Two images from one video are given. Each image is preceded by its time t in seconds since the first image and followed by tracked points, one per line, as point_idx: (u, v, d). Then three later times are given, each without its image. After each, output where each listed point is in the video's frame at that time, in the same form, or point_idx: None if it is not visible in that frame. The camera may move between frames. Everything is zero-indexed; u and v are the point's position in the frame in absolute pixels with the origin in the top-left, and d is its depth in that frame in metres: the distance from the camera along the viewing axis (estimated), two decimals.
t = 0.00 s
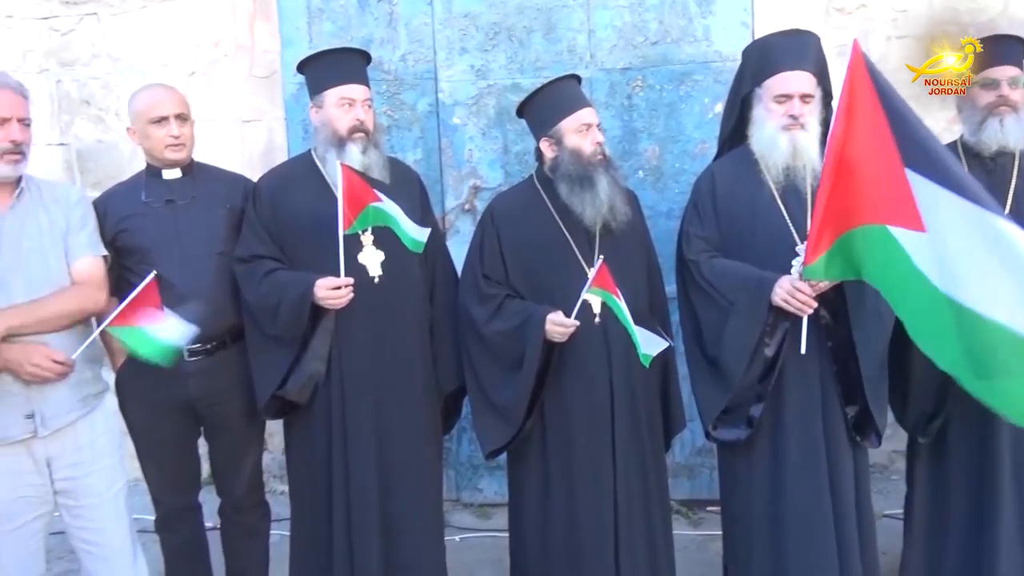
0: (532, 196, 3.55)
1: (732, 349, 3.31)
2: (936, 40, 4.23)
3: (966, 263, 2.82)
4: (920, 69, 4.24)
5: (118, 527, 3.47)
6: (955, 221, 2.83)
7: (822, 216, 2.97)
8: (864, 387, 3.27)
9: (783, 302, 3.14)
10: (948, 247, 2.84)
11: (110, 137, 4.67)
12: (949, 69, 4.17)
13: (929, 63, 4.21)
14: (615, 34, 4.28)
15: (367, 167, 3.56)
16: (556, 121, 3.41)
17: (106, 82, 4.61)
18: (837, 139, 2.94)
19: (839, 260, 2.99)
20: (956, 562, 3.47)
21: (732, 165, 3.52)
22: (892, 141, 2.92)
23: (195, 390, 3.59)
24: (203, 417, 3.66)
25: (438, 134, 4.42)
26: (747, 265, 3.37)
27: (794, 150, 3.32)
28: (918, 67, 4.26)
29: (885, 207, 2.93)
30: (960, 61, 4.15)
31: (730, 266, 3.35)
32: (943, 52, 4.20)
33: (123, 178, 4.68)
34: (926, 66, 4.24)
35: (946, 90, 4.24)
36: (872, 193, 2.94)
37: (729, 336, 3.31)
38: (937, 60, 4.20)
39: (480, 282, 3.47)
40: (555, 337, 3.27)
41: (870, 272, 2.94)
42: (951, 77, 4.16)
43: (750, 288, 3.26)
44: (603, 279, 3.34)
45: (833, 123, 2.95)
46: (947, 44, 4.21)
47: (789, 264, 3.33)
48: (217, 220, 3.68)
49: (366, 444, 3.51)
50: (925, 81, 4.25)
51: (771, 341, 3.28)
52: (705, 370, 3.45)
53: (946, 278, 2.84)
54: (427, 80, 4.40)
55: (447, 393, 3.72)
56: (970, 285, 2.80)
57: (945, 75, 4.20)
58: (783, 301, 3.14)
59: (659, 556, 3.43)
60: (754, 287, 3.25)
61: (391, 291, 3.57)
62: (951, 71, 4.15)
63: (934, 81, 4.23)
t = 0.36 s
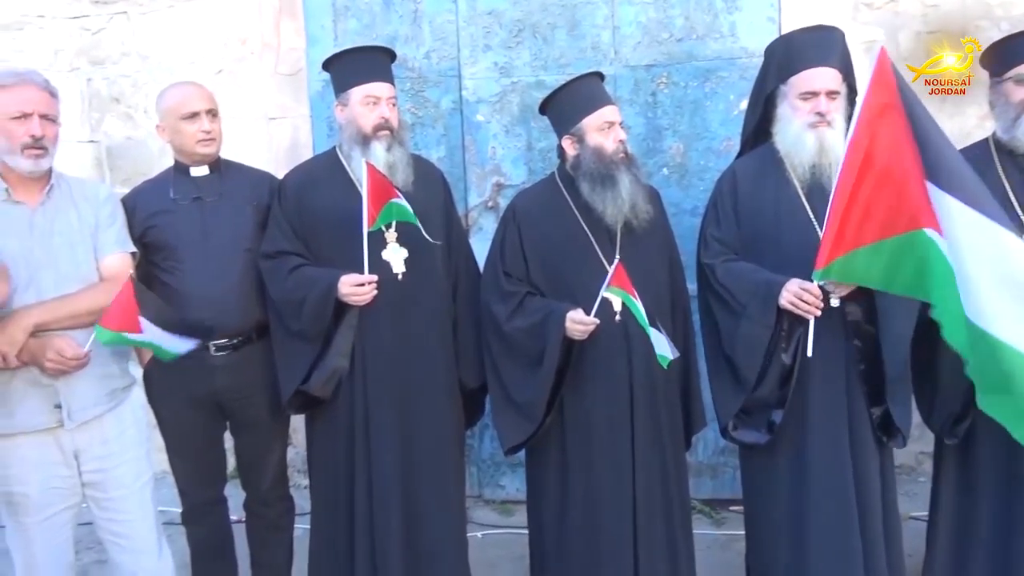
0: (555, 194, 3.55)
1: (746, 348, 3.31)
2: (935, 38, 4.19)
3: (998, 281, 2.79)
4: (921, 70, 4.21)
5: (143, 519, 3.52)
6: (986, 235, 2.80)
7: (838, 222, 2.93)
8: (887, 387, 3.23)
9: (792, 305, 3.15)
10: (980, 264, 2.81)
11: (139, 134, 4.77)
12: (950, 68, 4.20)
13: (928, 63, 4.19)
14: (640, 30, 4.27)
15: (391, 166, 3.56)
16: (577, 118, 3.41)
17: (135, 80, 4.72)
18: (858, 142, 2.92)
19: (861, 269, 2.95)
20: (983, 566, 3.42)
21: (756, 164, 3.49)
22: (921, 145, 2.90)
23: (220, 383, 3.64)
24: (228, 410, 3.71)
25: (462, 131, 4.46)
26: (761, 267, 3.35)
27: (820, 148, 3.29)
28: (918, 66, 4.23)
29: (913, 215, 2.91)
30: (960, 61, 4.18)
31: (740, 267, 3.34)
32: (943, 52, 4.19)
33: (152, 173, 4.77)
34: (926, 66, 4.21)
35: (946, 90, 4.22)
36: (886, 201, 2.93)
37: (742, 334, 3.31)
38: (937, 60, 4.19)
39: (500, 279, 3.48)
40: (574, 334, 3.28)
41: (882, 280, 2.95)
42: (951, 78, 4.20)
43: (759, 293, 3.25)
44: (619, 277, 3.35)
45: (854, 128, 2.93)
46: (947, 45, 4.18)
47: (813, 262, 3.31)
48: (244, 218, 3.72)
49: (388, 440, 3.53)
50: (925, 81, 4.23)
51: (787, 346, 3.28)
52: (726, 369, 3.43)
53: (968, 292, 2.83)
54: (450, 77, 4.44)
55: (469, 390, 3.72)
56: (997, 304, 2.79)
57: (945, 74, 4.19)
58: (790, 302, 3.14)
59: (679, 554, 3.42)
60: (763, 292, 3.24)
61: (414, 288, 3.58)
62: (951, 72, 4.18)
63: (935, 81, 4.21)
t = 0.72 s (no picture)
0: (577, 191, 3.56)
1: (762, 347, 3.31)
2: (934, 38, 4.16)
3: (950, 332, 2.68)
4: (921, 70, 4.17)
5: (171, 513, 3.57)
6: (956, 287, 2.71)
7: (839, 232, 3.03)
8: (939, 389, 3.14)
9: (794, 316, 3.14)
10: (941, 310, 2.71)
11: (168, 133, 4.84)
12: (950, 68, 4.16)
13: (928, 63, 4.16)
14: (665, 27, 4.27)
15: (414, 163, 3.58)
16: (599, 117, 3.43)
17: (164, 79, 4.79)
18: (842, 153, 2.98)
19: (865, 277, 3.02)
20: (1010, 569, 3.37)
21: (779, 162, 3.47)
22: (881, 155, 2.89)
23: (247, 378, 3.68)
24: (256, 406, 3.76)
25: (486, 128, 4.48)
26: (772, 274, 3.37)
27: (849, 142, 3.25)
28: (917, 66, 4.19)
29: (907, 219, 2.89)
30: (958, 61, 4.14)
31: (756, 275, 3.35)
32: (942, 52, 4.15)
33: (181, 172, 4.84)
34: (926, 66, 4.18)
35: (945, 90, 4.18)
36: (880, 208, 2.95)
37: (755, 333, 3.31)
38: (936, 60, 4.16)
39: (523, 276, 3.50)
40: (595, 332, 3.29)
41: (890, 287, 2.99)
42: (951, 78, 4.16)
43: (766, 302, 3.26)
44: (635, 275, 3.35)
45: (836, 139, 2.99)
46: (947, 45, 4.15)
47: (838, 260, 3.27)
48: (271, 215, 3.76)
49: (410, 435, 3.56)
50: (925, 81, 4.19)
51: (792, 357, 3.29)
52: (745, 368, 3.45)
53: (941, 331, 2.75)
54: (475, 75, 4.46)
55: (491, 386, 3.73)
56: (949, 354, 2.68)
57: (944, 74, 4.16)
58: (793, 312, 3.14)
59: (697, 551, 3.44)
60: (769, 300, 3.25)
61: (437, 284, 3.60)
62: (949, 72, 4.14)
63: (934, 80, 4.17)
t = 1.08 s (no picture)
0: (601, 189, 3.56)
1: (783, 346, 3.29)
2: (934, 38, 4.14)
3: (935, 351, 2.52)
4: (920, 69, 4.17)
5: (199, 505, 3.62)
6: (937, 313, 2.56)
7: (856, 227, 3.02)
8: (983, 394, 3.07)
9: (816, 316, 3.12)
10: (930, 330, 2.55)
11: (195, 130, 4.89)
12: (950, 68, 4.14)
13: (929, 62, 4.15)
14: (691, 24, 4.26)
15: (436, 161, 3.59)
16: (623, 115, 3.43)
17: (192, 77, 4.86)
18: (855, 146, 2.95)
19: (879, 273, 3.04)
20: None
21: (804, 161, 3.43)
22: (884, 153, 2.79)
23: (274, 373, 3.72)
24: (282, 401, 3.79)
25: (510, 125, 4.50)
26: (795, 274, 3.33)
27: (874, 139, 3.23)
28: (917, 66, 4.18)
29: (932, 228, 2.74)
30: (958, 60, 4.12)
31: (778, 272, 3.33)
32: (942, 52, 4.14)
33: (207, 169, 4.93)
34: (926, 66, 4.16)
35: (946, 91, 4.17)
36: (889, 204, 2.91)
37: (776, 332, 3.30)
38: (937, 61, 4.14)
39: (546, 273, 3.50)
40: (618, 330, 3.28)
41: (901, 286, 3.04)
42: (951, 78, 4.15)
43: (785, 302, 3.25)
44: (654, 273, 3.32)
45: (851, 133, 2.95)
46: (946, 45, 4.13)
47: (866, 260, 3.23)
48: (298, 213, 3.79)
49: (433, 432, 3.57)
50: (924, 82, 4.18)
51: (812, 355, 3.26)
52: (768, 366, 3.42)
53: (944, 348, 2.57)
54: (499, 72, 4.48)
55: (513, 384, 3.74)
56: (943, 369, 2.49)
57: (944, 74, 4.13)
58: (813, 313, 3.12)
59: (719, 551, 3.43)
60: (790, 301, 3.23)
61: (460, 282, 3.61)
62: (948, 72, 4.14)
63: (935, 81, 4.17)
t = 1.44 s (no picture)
0: (623, 186, 3.56)
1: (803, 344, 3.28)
2: (935, 37, 4.13)
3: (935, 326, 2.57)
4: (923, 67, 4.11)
5: (224, 498, 3.66)
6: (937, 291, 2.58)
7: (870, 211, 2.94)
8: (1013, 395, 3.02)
9: (834, 303, 3.06)
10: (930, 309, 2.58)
11: (221, 128, 5.01)
12: (949, 68, 4.13)
13: (929, 62, 4.13)
14: (715, 20, 4.27)
15: (458, 158, 3.61)
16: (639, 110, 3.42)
17: (217, 75, 4.97)
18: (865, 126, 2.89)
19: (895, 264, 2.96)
20: None
21: (829, 158, 3.40)
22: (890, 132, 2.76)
23: (298, 369, 3.75)
24: (306, 397, 3.81)
25: (531, 123, 4.55)
26: (817, 267, 3.29)
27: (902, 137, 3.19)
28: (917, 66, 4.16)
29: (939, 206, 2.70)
30: (957, 61, 4.12)
31: (798, 267, 3.30)
32: (942, 52, 4.13)
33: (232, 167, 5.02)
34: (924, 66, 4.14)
35: (946, 91, 4.16)
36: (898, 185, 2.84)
37: (796, 331, 3.28)
38: (937, 61, 4.13)
39: (567, 271, 3.49)
40: (639, 328, 3.26)
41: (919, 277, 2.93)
42: (951, 78, 4.14)
43: (804, 294, 3.21)
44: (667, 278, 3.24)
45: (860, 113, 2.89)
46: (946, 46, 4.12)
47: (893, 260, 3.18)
48: (323, 211, 3.82)
49: (454, 429, 3.59)
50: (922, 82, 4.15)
51: (835, 346, 3.23)
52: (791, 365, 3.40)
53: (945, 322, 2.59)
54: (521, 70, 4.52)
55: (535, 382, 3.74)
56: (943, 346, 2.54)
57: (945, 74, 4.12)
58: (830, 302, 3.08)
59: (742, 551, 3.41)
60: (809, 291, 3.19)
61: (483, 280, 3.62)
62: (948, 72, 4.12)
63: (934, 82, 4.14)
